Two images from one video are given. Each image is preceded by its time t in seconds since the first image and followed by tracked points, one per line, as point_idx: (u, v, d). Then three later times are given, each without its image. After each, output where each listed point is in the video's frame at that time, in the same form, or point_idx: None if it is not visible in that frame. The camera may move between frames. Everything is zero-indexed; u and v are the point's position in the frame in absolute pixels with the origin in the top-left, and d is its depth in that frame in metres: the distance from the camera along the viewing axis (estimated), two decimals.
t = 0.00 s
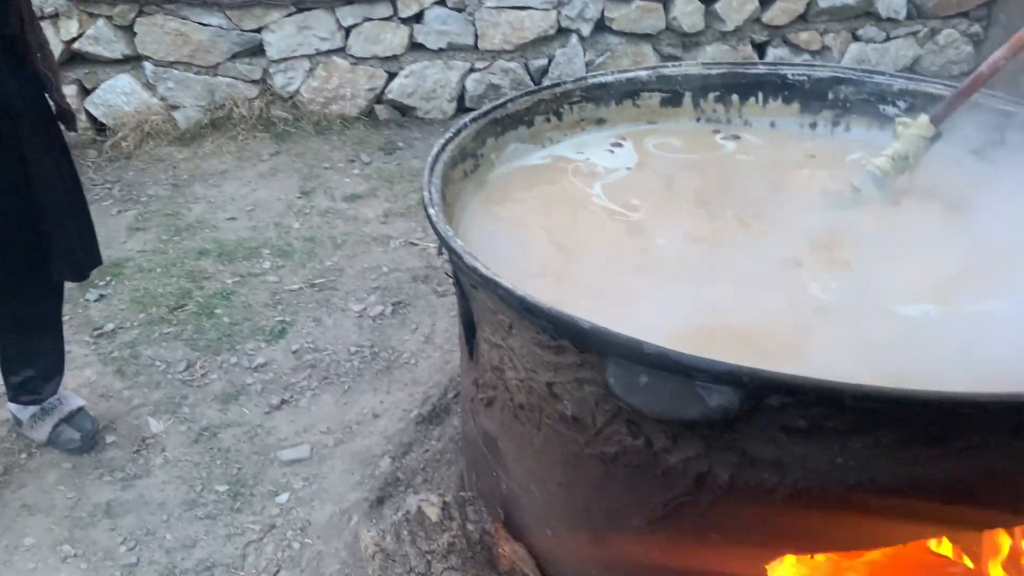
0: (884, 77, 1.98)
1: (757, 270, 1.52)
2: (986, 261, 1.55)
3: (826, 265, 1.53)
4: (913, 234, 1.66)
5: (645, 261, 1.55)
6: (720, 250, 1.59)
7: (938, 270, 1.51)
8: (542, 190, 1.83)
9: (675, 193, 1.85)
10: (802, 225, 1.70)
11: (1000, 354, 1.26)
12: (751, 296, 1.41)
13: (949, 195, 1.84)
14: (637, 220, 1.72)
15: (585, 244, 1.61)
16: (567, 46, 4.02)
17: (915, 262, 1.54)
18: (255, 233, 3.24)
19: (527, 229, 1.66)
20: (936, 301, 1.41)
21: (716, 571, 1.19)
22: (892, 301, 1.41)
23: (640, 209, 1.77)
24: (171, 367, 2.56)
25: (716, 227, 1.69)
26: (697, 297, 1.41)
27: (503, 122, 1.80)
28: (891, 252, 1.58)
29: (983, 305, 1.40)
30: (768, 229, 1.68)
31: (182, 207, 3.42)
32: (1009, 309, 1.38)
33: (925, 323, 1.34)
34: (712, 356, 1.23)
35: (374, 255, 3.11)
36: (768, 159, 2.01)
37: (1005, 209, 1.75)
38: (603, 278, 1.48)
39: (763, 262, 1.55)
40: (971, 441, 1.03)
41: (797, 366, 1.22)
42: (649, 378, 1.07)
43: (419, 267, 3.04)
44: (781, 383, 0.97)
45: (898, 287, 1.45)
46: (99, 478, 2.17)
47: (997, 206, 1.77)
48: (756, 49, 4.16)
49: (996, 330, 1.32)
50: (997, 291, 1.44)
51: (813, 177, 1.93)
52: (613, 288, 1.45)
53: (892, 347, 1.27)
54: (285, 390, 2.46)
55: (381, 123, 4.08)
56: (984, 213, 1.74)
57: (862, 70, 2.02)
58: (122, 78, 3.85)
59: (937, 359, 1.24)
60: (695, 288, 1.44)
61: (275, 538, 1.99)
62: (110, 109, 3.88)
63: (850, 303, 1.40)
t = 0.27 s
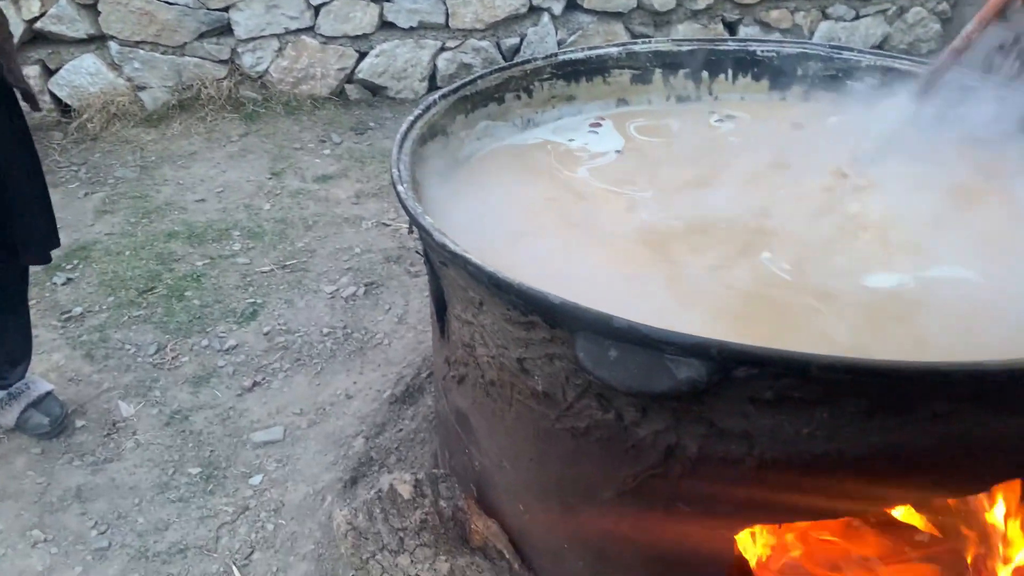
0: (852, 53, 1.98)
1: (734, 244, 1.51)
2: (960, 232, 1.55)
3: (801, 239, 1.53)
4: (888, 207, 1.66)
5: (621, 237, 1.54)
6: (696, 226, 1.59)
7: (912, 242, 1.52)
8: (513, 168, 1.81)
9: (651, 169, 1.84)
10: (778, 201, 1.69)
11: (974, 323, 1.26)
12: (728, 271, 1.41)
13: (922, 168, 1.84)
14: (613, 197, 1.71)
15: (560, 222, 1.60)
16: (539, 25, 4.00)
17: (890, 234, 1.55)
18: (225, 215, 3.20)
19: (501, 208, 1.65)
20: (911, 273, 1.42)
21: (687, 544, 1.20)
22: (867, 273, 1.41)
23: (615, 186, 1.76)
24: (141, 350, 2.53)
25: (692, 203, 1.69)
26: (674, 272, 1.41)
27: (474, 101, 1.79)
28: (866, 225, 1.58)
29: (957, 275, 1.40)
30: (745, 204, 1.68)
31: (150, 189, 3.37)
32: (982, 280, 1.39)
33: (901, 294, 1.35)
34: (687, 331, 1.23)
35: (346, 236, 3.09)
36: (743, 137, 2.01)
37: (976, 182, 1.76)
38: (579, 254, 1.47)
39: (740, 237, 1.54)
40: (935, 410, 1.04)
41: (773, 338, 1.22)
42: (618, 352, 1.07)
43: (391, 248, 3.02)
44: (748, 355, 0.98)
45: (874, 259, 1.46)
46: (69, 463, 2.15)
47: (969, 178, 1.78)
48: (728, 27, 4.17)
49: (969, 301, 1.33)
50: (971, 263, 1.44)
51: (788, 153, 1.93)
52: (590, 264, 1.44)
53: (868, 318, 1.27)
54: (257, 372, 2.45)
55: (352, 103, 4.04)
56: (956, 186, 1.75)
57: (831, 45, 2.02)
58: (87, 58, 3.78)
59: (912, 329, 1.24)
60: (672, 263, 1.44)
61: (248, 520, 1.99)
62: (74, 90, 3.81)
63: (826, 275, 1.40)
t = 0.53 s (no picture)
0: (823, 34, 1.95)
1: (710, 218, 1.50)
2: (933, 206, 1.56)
3: (778, 214, 1.53)
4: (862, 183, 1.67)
5: (598, 212, 1.52)
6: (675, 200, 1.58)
7: (889, 216, 1.52)
8: (485, 148, 1.79)
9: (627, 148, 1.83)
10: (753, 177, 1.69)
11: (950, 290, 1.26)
12: (707, 245, 1.40)
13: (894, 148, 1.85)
14: (589, 173, 1.70)
15: (536, 196, 1.58)
16: (514, 8, 3.98)
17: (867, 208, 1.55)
18: (198, 202, 3.17)
19: (475, 184, 1.63)
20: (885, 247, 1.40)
21: (661, 520, 1.21)
22: (847, 246, 1.40)
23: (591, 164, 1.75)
24: (114, 339, 2.51)
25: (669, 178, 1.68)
26: (653, 245, 1.40)
27: (444, 83, 1.77)
28: (843, 201, 1.58)
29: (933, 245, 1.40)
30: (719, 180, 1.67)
31: (122, 177, 3.33)
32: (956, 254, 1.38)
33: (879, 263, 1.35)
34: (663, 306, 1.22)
35: (321, 222, 3.07)
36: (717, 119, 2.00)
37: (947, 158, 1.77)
38: (555, 228, 1.45)
39: (718, 211, 1.53)
40: (901, 384, 1.06)
41: (751, 313, 1.21)
42: (589, 331, 1.08)
43: (367, 234, 3.01)
44: (717, 332, 0.99)
45: (852, 232, 1.46)
46: (42, 453, 2.13)
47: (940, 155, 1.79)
48: (703, 10, 4.17)
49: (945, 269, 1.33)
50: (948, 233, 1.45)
51: (762, 133, 1.93)
52: (566, 237, 1.42)
53: (848, 288, 1.27)
54: (232, 359, 2.44)
55: (325, 89, 4.01)
56: (928, 162, 1.76)
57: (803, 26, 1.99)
58: (54, 45, 3.72)
59: (889, 298, 1.24)
60: (651, 237, 1.42)
61: (225, 507, 1.98)
62: (43, 76, 3.75)
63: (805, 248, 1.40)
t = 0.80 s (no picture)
0: (796, 16, 1.96)
1: (680, 197, 1.51)
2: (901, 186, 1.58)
3: (749, 194, 1.54)
4: (832, 162, 1.68)
5: (571, 190, 1.53)
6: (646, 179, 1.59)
7: (858, 196, 1.54)
8: (453, 124, 1.79)
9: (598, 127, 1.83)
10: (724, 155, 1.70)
11: (915, 273, 1.29)
12: (677, 224, 1.41)
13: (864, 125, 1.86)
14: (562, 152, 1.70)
15: (509, 175, 1.58)
16: None
17: (836, 188, 1.56)
18: (171, 188, 3.14)
19: (448, 161, 1.63)
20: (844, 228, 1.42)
21: (633, 496, 1.21)
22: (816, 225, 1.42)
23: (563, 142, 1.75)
24: (87, 326, 2.48)
25: (641, 156, 1.68)
26: (626, 225, 1.40)
27: (416, 63, 1.77)
28: (812, 180, 1.60)
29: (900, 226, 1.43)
30: (691, 158, 1.68)
31: (94, 163, 3.29)
32: (914, 238, 1.39)
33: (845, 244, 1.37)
34: (635, 286, 1.23)
35: (297, 207, 3.05)
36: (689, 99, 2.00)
37: (915, 137, 1.79)
38: (527, 207, 1.46)
39: (689, 190, 1.54)
40: (867, 359, 1.07)
41: (721, 292, 1.22)
42: (560, 310, 1.08)
43: (343, 219, 2.99)
44: (686, 308, 1.00)
45: (820, 212, 1.47)
46: (14, 441, 2.11)
47: (909, 134, 1.81)
48: None
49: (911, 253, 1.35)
50: (915, 215, 1.47)
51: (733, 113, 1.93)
52: (538, 216, 1.42)
53: (818, 269, 1.28)
54: (207, 345, 2.42)
55: (301, 73, 3.97)
56: (896, 141, 1.78)
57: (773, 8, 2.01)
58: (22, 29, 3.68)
59: (858, 280, 1.26)
60: (625, 217, 1.43)
61: (201, 493, 1.97)
62: (12, 61, 3.71)
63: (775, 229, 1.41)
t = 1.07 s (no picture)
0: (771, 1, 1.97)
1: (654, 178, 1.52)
2: (873, 169, 1.59)
3: (722, 176, 1.54)
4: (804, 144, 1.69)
5: (546, 172, 1.52)
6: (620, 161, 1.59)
7: (831, 179, 1.55)
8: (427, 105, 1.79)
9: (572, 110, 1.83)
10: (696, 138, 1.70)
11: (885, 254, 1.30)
12: (643, 203, 1.42)
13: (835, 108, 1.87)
14: (536, 133, 1.69)
15: (483, 156, 1.58)
16: None
17: (804, 169, 1.58)
18: (146, 173, 3.11)
19: (422, 143, 1.62)
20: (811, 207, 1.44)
21: (606, 474, 1.22)
22: (788, 205, 1.44)
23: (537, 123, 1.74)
24: (61, 313, 2.46)
25: (614, 139, 1.68)
26: (601, 206, 1.41)
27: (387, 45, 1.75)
28: (785, 162, 1.60)
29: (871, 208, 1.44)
30: (665, 141, 1.68)
31: (67, 149, 3.25)
32: (880, 217, 1.41)
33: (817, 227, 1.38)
34: (608, 265, 1.23)
35: (273, 192, 3.03)
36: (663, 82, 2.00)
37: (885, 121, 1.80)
38: (502, 189, 1.45)
39: (662, 172, 1.54)
40: (834, 335, 1.08)
41: (693, 271, 1.23)
42: (530, 289, 1.08)
43: (319, 204, 2.98)
44: (655, 286, 1.00)
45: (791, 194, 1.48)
46: None
47: (878, 116, 1.82)
48: None
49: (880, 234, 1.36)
50: (887, 198, 1.48)
51: (708, 95, 1.94)
52: (512, 199, 1.42)
53: (792, 249, 1.29)
54: (183, 332, 2.41)
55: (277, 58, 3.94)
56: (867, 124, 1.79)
57: None
58: None
59: (830, 260, 1.27)
60: (599, 198, 1.43)
61: (176, 479, 1.96)
62: None
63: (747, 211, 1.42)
